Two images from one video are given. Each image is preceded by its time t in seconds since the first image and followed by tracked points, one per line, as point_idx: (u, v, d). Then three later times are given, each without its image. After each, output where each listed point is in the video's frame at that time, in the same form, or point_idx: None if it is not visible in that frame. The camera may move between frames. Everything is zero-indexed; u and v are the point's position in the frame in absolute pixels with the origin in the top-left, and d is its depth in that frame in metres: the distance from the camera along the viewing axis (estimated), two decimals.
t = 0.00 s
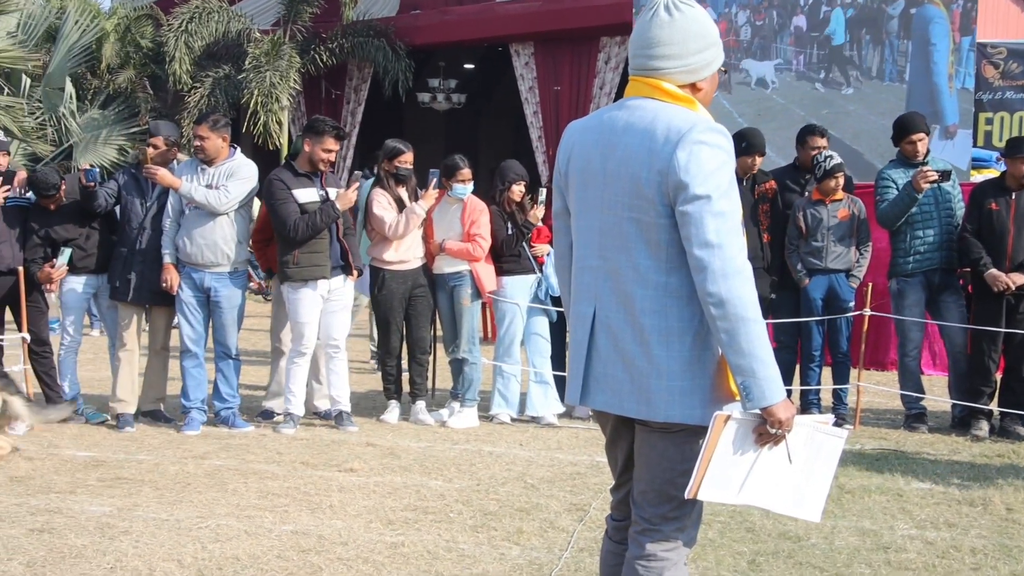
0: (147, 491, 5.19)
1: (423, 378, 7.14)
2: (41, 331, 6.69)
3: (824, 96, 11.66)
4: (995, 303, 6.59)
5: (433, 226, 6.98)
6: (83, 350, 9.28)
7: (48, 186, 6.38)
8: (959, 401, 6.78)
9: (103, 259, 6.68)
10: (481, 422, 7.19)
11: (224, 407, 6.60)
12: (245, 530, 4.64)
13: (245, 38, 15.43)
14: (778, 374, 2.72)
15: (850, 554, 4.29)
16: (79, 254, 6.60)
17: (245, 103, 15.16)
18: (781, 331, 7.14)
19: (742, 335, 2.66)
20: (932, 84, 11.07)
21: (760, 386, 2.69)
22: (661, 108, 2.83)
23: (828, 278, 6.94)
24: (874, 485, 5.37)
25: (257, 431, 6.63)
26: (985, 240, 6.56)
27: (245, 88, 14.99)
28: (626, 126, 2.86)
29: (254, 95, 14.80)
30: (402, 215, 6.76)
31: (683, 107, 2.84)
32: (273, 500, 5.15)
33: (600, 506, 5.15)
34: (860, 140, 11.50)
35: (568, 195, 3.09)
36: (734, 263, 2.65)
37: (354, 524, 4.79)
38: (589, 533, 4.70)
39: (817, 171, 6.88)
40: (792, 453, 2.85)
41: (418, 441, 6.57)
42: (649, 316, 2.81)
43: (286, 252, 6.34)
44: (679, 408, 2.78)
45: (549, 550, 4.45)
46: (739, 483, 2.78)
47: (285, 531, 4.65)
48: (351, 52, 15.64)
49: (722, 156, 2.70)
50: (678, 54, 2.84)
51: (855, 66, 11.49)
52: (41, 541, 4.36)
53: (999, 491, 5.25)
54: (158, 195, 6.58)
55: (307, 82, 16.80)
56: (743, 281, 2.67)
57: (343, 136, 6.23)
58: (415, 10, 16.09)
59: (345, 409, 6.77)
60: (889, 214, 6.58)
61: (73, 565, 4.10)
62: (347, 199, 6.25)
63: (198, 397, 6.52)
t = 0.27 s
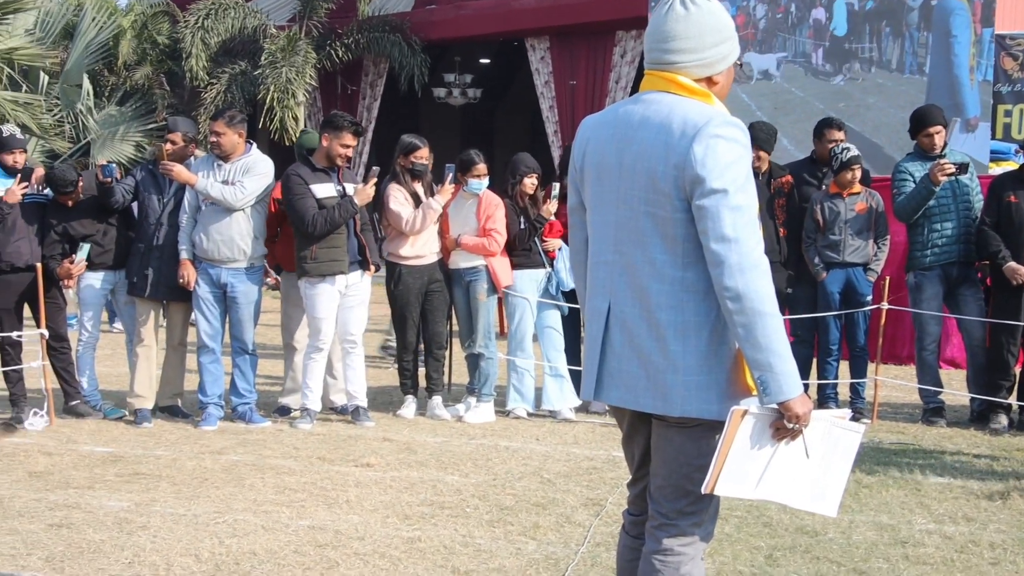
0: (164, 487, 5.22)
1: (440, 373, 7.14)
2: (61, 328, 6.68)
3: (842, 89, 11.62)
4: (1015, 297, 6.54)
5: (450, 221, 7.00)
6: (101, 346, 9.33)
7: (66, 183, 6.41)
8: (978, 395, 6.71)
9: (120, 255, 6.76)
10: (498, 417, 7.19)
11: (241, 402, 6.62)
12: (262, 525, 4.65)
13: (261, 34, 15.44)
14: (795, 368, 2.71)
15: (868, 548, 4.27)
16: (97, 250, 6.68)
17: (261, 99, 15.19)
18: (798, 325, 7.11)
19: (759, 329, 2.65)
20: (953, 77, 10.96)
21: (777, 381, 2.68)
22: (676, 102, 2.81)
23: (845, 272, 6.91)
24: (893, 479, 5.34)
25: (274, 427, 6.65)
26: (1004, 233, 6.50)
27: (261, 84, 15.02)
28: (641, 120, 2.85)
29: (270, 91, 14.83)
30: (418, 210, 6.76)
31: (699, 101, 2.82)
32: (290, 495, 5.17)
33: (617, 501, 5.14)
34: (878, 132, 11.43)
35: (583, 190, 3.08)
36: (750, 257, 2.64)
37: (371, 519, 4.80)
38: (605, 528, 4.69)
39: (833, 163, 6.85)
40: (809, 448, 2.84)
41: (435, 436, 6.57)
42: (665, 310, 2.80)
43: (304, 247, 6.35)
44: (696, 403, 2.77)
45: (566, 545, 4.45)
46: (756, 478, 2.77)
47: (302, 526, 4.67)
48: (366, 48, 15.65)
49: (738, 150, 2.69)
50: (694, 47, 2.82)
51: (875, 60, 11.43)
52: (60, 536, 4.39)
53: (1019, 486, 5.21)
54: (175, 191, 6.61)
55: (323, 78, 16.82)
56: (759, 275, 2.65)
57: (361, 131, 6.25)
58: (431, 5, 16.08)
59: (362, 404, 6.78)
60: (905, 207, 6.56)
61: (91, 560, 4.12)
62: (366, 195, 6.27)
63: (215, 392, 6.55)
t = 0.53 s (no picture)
0: (181, 483, 5.24)
1: (455, 370, 7.13)
2: (77, 325, 6.72)
3: (859, 84, 11.57)
4: None
5: (462, 218, 6.97)
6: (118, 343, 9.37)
7: (83, 181, 6.45)
8: (995, 391, 6.67)
9: (136, 253, 6.74)
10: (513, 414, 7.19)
11: (257, 399, 6.64)
12: (279, 522, 4.67)
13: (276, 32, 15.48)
14: (813, 365, 2.69)
15: (885, 545, 4.24)
16: (113, 248, 6.66)
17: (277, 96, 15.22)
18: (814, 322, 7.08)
19: (777, 326, 2.64)
20: (972, 71, 10.78)
21: (795, 378, 2.66)
22: (693, 99, 2.80)
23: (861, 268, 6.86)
24: (909, 476, 5.31)
25: (290, 424, 6.67)
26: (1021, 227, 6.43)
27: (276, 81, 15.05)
28: (658, 117, 2.83)
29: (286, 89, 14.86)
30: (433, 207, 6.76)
31: (714, 98, 2.81)
32: (306, 492, 5.18)
33: (633, 498, 5.14)
34: (897, 128, 11.36)
35: (599, 187, 3.07)
36: (768, 255, 2.62)
37: (387, 516, 4.80)
38: (621, 524, 4.68)
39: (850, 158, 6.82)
40: (827, 444, 2.82)
41: (450, 433, 6.57)
42: (681, 307, 2.79)
43: (319, 245, 6.36)
44: (713, 401, 2.76)
45: (581, 541, 4.44)
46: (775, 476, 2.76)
47: (317, 523, 4.67)
48: (381, 45, 15.66)
49: (755, 147, 2.67)
50: (710, 44, 2.81)
51: (893, 56, 11.34)
52: (77, 532, 4.41)
53: None
54: (190, 188, 6.64)
55: (338, 75, 16.84)
56: (777, 272, 2.64)
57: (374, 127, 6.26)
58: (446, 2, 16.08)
59: (377, 401, 6.78)
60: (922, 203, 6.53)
61: (108, 556, 4.14)
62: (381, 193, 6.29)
63: (231, 389, 6.56)
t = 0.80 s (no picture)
0: (200, 480, 5.26)
1: (473, 367, 7.14)
2: (97, 323, 6.75)
3: (877, 79, 11.50)
4: None
5: (480, 216, 6.98)
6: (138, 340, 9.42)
7: (103, 180, 6.47)
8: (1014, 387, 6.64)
9: (155, 250, 6.80)
10: (530, 411, 7.19)
11: (275, 396, 6.66)
12: (297, 518, 4.68)
13: (294, 30, 15.51)
14: (833, 363, 2.67)
15: (903, 543, 4.22)
16: (132, 246, 6.72)
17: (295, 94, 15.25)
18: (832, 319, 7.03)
19: (796, 324, 2.62)
20: (994, 66, 10.77)
21: (814, 376, 2.65)
22: (711, 96, 2.78)
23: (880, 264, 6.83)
24: (928, 474, 5.28)
25: (308, 421, 6.69)
26: None
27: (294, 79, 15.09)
28: (676, 115, 2.82)
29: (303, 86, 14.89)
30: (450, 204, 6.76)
31: (732, 94, 2.80)
32: (324, 489, 5.19)
33: (650, 495, 5.13)
34: (917, 123, 11.29)
35: (617, 184, 3.06)
36: (787, 253, 2.61)
37: (404, 513, 4.81)
38: (639, 521, 4.67)
39: (869, 153, 6.79)
40: (846, 442, 2.81)
41: (467, 430, 6.58)
42: (700, 305, 2.77)
43: (337, 242, 6.37)
44: (732, 399, 2.75)
45: (599, 538, 4.44)
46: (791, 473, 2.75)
47: (335, 520, 4.68)
48: (399, 42, 15.67)
49: (775, 144, 2.65)
50: (728, 41, 2.79)
51: (913, 51, 11.23)
52: (96, 529, 4.44)
53: None
54: (209, 186, 6.67)
55: (356, 73, 16.87)
56: (797, 269, 2.62)
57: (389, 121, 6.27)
58: None
59: (395, 398, 6.79)
60: (942, 199, 6.47)
61: (127, 553, 4.16)
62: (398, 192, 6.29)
63: (249, 386, 6.59)
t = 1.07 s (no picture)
0: (219, 478, 5.29)
1: (491, 365, 7.15)
2: (117, 321, 6.79)
3: (898, 76, 11.41)
4: None
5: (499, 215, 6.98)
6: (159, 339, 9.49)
7: (122, 179, 6.50)
8: None
9: (175, 249, 6.82)
10: (549, 410, 7.19)
11: (294, 395, 6.68)
12: (316, 516, 4.69)
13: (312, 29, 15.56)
14: (853, 362, 2.66)
15: (923, 542, 4.20)
16: (152, 245, 6.73)
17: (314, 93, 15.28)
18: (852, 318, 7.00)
19: (815, 323, 2.61)
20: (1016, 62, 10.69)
21: (833, 374, 2.63)
22: (730, 93, 2.77)
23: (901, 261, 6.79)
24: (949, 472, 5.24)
25: (328, 419, 6.71)
26: None
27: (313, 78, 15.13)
28: (694, 113, 2.81)
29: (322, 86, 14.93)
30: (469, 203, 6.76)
31: (752, 91, 2.78)
32: (343, 487, 5.20)
33: (669, 493, 5.12)
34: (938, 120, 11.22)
35: (635, 182, 3.05)
36: (807, 251, 2.60)
37: (423, 511, 4.82)
38: (657, 520, 4.67)
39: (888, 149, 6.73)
40: (865, 441, 2.79)
41: (486, 429, 6.58)
42: (719, 303, 2.76)
43: (353, 242, 6.39)
44: (751, 397, 2.74)
45: (617, 537, 4.43)
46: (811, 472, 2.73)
47: (354, 517, 4.70)
48: (417, 41, 15.68)
49: (794, 142, 2.64)
50: (749, 37, 2.78)
51: (933, 47, 11.17)
52: (117, 526, 4.47)
53: None
54: (229, 185, 6.70)
55: (375, 72, 16.91)
56: (816, 268, 2.61)
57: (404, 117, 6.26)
58: None
59: (414, 396, 6.80)
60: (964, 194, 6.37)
61: (147, 550, 4.19)
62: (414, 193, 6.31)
63: (269, 384, 6.61)
